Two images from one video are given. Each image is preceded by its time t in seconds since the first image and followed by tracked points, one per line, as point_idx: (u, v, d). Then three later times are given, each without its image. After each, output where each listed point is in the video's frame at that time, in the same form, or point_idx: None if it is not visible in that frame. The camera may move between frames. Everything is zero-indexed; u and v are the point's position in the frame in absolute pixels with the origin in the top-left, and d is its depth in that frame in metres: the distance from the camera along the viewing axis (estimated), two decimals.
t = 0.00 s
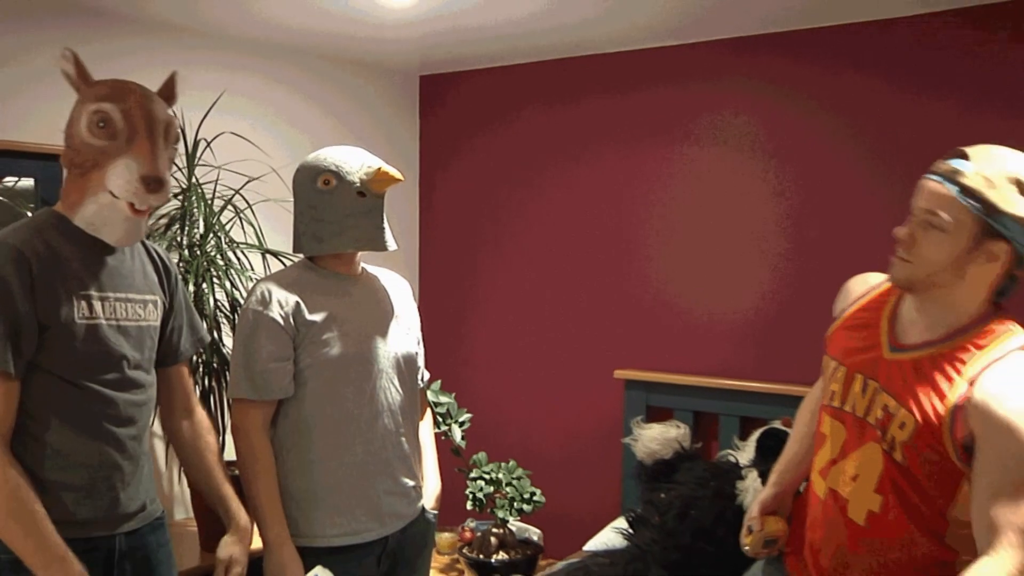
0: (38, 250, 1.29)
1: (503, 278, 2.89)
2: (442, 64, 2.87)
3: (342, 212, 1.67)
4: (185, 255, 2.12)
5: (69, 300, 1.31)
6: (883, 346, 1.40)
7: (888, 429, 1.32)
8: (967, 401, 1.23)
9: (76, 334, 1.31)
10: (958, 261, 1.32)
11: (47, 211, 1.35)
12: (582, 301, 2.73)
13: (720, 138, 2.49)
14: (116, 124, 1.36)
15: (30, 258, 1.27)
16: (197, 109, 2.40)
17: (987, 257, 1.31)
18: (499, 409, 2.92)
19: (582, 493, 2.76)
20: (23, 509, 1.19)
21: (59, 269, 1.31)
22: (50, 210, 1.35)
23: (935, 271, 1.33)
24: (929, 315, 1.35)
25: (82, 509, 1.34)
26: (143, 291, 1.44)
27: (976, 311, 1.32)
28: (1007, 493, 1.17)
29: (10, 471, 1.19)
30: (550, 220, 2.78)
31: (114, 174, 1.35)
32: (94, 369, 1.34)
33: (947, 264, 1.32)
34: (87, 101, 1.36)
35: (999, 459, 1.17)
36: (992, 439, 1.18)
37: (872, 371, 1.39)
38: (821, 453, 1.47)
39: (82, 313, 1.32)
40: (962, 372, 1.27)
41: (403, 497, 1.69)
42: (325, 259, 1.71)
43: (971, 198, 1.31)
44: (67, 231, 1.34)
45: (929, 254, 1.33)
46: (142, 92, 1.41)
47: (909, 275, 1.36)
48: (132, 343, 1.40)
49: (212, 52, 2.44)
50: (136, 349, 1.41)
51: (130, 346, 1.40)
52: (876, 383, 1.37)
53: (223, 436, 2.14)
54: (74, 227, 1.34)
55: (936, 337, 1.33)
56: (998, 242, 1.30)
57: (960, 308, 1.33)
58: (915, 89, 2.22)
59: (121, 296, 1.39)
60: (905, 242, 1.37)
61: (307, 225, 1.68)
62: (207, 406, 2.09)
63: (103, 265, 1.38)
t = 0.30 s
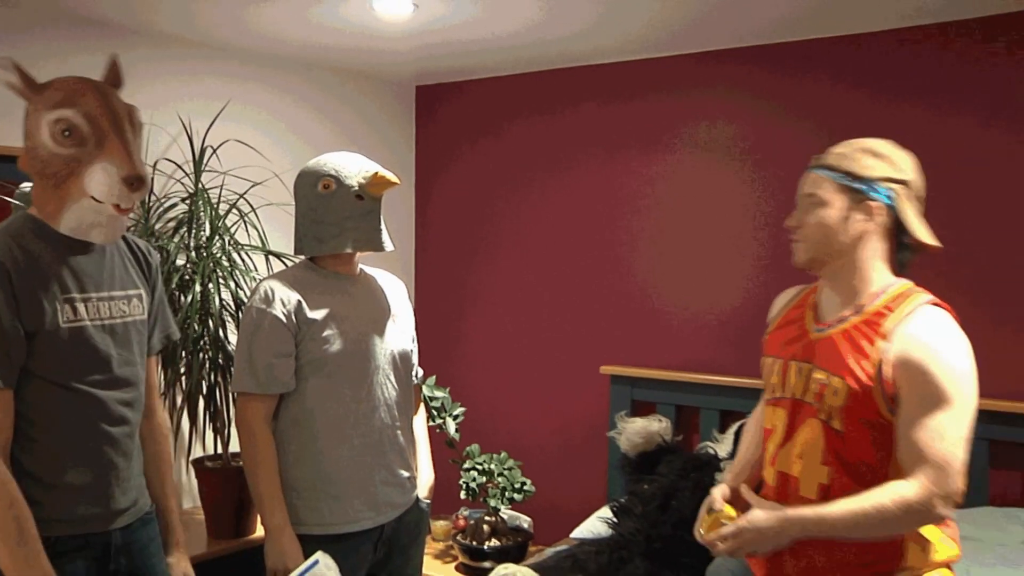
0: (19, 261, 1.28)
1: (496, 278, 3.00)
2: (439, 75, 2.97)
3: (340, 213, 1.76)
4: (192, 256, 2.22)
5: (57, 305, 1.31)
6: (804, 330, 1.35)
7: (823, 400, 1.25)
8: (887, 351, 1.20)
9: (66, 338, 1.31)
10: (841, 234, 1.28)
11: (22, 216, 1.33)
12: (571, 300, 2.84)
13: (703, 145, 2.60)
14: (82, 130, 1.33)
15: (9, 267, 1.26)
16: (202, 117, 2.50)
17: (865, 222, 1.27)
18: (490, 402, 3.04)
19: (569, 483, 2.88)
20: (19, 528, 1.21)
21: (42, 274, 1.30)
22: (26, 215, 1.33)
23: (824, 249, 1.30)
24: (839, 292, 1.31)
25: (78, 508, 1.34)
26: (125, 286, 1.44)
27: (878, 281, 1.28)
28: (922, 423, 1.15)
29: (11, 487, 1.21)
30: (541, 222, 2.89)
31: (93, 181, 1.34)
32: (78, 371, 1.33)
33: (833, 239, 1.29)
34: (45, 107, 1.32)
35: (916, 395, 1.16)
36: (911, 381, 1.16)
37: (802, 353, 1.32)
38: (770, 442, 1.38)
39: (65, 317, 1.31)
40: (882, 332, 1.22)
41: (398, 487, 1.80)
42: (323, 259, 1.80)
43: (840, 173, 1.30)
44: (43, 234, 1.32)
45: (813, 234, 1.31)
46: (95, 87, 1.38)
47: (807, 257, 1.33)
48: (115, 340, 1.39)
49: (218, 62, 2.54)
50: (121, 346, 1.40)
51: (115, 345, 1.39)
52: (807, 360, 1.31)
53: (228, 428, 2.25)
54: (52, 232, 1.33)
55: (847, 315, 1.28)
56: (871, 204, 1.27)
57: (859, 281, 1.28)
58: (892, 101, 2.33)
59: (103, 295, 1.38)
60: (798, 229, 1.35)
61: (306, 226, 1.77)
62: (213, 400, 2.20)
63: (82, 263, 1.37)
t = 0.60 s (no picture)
0: (12, 272, 1.26)
1: (494, 277, 3.11)
2: (438, 85, 3.08)
3: (344, 217, 1.87)
4: (205, 257, 2.34)
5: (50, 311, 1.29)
6: (749, 333, 1.54)
7: (766, 390, 1.43)
8: (811, 332, 1.37)
9: (57, 342, 1.30)
10: (754, 235, 1.51)
11: (11, 222, 1.32)
12: (566, 298, 2.95)
13: (689, 151, 2.71)
14: (84, 133, 1.41)
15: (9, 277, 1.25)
16: (212, 125, 2.61)
17: (771, 222, 1.50)
18: (488, 397, 3.15)
19: (563, 475, 2.99)
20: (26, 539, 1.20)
21: (37, 280, 1.29)
22: (17, 222, 1.32)
23: (745, 254, 1.52)
24: (765, 290, 1.51)
25: (78, 503, 1.34)
26: (116, 283, 1.43)
27: (792, 271, 1.48)
28: (851, 389, 1.29)
29: (10, 508, 1.20)
30: (536, 224, 3.01)
31: (101, 181, 1.42)
32: (66, 375, 1.32)
33: (748, 242, 1.51)
34: (44, 114, 1.38)
35: (842, 365, 1.31)
36: (836, 353, 1.32)
37: (747, 354, 1.51)
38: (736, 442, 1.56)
39: (63, 324, 1.31)
40: (806, 317, 1.39)
41: (400, 478, 1.92)
42: (328, 260, 1.92)
43: (743, 189, 1.54)
44: (36, 240, 1.31)
45: (732, 245, 1.54)
46: (80, 87, 1.45)
47: (731, 264, 1.55)
48: (105, 341, 1.38)
49: (223, 74, 2.65)
50: (111, 346, 1.40)
51: (104, 345, 1.38)
52: (751, 358, 1.49)
53: (238, 421, 2.37)
54: (44, 237, 1.33)
55: (778, 308, 1.47)
56: (773, 206, 1.49)
57: (780, 273, 1.49)
58: (866, 111, 2.43)
59: (97, 297, 1.37)
60: (719, 244, 1.57)
61: (312, 228, 1.88)
62: (224, 394, 2.32)
63: (70, 265, 1.35)
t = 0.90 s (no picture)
0: (35, 267, 1.09)
1: (490, 276, 3.18)
2: (437, 90, 3.15)
3: (347, 218, 1.92)
4: (209, 258, 2.40)
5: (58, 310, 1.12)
6: (734, 330, 1.61)
7: (745, 384, 1.51)
8: (788, 328, 1.44)
9: (70, 339, 1.14)
10: (743, 236, 1.59)
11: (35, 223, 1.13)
12: (561, 297, 3.02)
13: (682, 155, 2.78)
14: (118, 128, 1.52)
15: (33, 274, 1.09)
16: (215, 129, 2.66)
17: (761, 225, 1.58)
18: (484, 394, 3.22)
19: (557, 470, 3.06)
20: (49, 520, 1.10)
21: (37, 277, 1.10)
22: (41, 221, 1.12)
23: (732, 254, 1.60)
24: (749, 288, 1.59)
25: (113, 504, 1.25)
26: (144, 274, 1.25)
27: (778, 271, 1.56)
28: (824, 382, 1.36)
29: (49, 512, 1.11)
30: (532, 225, 3.08)
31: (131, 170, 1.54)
32: (95, 376, 1.18)
33: (738, 242, 1.59)
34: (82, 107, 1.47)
35: (815, 360, 1.38)
36: (809, 349, 1.39)
37: (730, 351, 1.58)
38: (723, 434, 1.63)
39: (91, 320, 1.15)
40: (784, 314, 1.46)
41: (401, 472, 1.97)
42: (332, 261, 1.98)
43: (737, 192, 1.63)
44: (65, 245, 1.12)
45: (722, 244, 1.62)
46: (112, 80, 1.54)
47: (720, 262, 1.63)
48: (123, 339, 1.21)
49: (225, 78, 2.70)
50: (143, 340, 1.24)
51: (132, 343, 1.22)
52: (734, 354, 1.57)
53: (242, 417, 2.44)
54: (66, 236, 1.12)
55: (758, 307, 1.55)
56: (765, 210, 1.58)
57: (763, 274, 1.57)
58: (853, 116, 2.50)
59: (122, 290, 1.20)
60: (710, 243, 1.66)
61: (316, 230, 1.93)
62: (228, 391, 2.39)
63: (91, 263, 1.15)
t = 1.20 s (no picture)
0: (101, 265, 1.22)
1: (489, 276, 3.24)
2: (438, 93, 3.20)
3: (352, 221, 1.93)
4: (214, 258, 2.43)
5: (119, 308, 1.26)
6: (760, 328, 1.66)
7: (768, 386, 1.55)
8: (820, 344, 1.49)
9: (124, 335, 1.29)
10: (786, 243, 1.61)
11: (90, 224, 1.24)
12: (559, 297, 3.07)
13: (678, 158, 2.84)
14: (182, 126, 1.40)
15: (106, 277, 1.23)
16: (220, 131, 2.70)
17: (805, 235, 1.60)
18: (482, 392, 3.28)
19: (554, 467, 3.11)
20: (104, 508, 1.22)
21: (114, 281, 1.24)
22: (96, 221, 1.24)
23: (770, 258, 1.62)
24: (784, 292, 1.63)
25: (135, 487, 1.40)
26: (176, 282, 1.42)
27: (816, 283, 1.60)
28: (852, 402, 1.42)
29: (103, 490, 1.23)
30: (530, 226, 3.13)
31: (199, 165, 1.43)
32: (134, 370, 1.34)
33: (780, 248, 1.61)
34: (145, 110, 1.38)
35: (847, 379, 1.43)
36: (842, 367, 1.44)
37: (755, 349, 1.63)
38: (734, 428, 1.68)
39: (140, 321, 1.32)
40: (817, 327, 1.51)
41: (403, 470, 1.99)
42: (336, 261, 1.99)
43: (783, 194, 1.63)
44: (118, 244, 1.25)
45: (762, 246, 1.63)
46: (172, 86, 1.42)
47: (757, 262, 1.65)
48: (157, 339, 1.37)
49: (228, 81, 2.74)
50: (172, 344, 1.41)
51: (164, 343, 1.39)
52: (758, 355, 1.61)
53: (245, 415, 2.49)
54: (125, 241, 1.26)
55: (790, 311, 1.60)
56: (810, 220, 1.60)
57: (799, 282, 1.61)
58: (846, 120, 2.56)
59: (161, 296, 1.36)
60: (749, 239, 1.67)
61: (322, 231, 1.94)
62: (232, 390, 2.44)
63: (145, 268, 1.31)
